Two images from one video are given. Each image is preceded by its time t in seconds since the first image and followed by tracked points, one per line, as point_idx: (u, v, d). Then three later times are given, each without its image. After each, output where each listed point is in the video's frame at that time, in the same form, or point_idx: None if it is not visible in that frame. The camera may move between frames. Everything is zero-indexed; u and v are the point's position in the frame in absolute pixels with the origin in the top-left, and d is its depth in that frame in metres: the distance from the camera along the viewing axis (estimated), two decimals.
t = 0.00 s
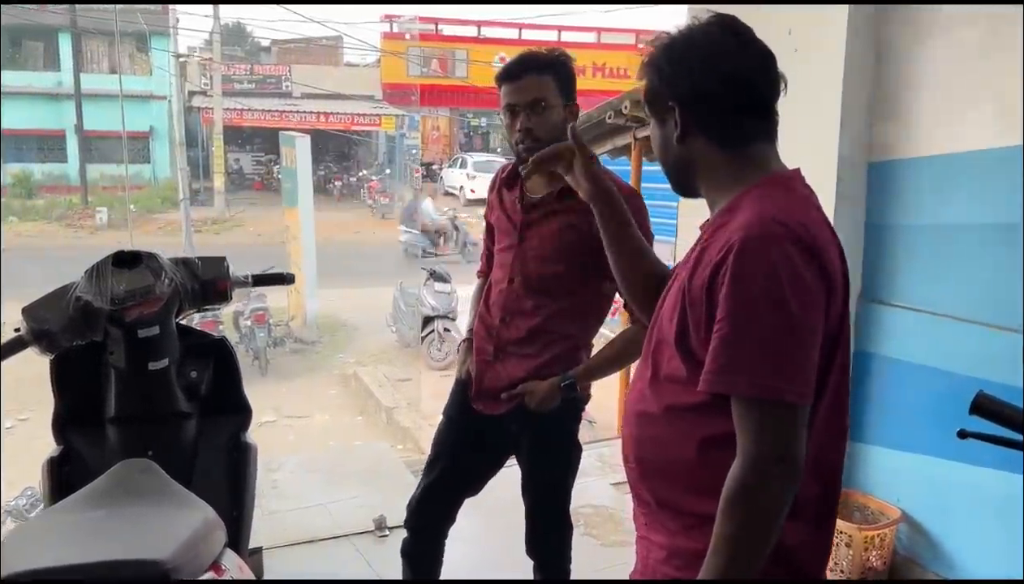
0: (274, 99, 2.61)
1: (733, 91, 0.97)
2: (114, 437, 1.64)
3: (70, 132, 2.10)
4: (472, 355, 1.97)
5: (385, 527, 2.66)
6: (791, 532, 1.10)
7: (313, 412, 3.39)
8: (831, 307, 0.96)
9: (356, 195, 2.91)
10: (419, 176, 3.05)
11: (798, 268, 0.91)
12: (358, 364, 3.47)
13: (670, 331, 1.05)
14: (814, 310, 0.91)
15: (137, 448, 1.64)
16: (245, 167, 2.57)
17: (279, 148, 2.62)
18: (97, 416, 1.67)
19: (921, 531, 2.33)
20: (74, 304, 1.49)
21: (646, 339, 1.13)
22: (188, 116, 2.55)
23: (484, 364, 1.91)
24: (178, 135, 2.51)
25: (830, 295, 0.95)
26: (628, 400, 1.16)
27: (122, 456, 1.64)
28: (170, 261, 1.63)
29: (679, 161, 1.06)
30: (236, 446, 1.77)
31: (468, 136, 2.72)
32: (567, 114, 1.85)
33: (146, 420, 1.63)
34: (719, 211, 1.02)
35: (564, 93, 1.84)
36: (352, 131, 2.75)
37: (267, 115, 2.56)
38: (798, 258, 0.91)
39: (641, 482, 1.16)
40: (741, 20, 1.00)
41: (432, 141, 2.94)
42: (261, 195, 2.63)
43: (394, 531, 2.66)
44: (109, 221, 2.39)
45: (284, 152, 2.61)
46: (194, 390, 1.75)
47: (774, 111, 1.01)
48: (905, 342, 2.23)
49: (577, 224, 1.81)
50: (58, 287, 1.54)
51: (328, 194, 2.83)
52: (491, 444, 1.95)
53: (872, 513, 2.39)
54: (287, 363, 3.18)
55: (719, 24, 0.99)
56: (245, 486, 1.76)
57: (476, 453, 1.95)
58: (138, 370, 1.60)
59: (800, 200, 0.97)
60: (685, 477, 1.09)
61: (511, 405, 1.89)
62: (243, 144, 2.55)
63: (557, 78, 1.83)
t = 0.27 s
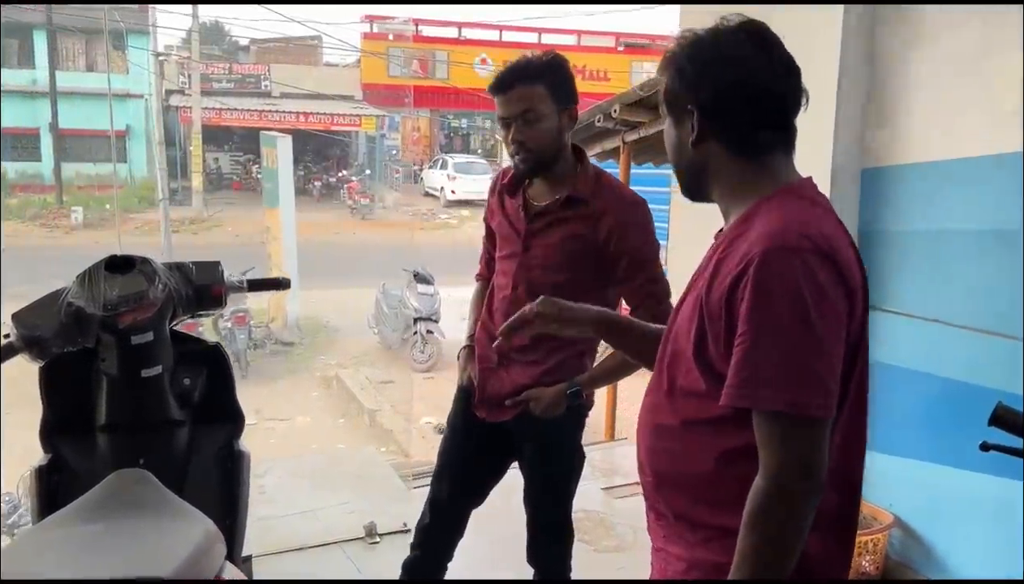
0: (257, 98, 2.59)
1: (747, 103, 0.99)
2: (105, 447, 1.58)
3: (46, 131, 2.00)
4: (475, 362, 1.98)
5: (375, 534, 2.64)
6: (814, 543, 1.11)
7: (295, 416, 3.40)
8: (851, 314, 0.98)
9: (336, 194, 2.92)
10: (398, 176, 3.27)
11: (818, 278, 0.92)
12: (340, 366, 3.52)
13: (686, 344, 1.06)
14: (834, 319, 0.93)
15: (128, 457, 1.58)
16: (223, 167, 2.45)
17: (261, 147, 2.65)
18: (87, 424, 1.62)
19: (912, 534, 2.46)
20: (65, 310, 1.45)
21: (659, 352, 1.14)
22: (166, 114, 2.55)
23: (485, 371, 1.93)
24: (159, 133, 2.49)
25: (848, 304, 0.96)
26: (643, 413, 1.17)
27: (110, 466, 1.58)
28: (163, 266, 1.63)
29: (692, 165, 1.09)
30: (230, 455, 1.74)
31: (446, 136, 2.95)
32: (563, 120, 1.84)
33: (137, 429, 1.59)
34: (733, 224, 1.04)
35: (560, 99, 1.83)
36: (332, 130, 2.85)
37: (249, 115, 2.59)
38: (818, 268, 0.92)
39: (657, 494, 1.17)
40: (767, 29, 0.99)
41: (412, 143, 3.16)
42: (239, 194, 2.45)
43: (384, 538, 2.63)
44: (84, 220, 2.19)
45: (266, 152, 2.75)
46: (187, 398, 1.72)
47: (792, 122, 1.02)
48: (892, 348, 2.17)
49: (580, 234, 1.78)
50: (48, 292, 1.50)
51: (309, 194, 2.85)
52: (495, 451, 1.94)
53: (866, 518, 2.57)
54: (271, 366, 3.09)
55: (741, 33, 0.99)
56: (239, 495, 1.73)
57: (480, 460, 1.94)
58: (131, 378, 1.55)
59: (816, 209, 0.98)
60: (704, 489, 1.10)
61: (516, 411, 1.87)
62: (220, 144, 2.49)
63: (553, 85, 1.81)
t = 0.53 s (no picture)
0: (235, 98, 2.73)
1: (780, 114, 1.00)
2: (101, 458, 1.56)
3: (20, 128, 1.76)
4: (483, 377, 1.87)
5: (370, 544, 2.58)
6: (847, 562, 1.11)
7: (272, 421, 3.26)
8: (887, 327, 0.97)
9: (314, 197, 3.03)
10: (378, 178, 3.34)
11: (854, 291, 0.91)
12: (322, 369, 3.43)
13: (716, 360, 1.06)
14: (872, 333, 0.92)
15: (124, 470, 1.55)
16: (201, 166, 2.61)
17: (240, 149, 2.75)
18: (83, 437, 1.60)
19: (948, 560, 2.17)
20: (64, 320, 1.43)
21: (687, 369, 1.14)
22: (143, 114, 2.49)
23: (498, 386, 1.83)
24: (137, 131, 2.44)
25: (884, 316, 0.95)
26: (672, 431, 1.17)
27: (109, 478, 1.56)
28: (164, 273, 1.58)
29: (719, 178, 1.09)
30: (230, 466, 1.69)
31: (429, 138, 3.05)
32: (563, 129, 1.79)
33: (135, 440, 1.55)
34: (762, 239, 1.03)
35: (558, 107, 1.78)
36: (312, 131, 2.83)
37: (225, 115, 2.66)
38: (853, 281, 0.92)
39: (689, 514, 1.16)
40: (794, 41, 1.01)
41: (391, 142, 3.24)
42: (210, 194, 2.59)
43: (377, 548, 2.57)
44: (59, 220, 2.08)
45: (247, 153, 2.74)
46: (187, 409, 1.70)
47: (820, 131, 1.04)
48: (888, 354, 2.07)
49: (595, 243, 1.75)
50: (46, 301, 1.48)
51: (287, 195, 2.98)
52: (513, 468, 1.85)
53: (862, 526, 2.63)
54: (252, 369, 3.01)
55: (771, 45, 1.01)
56: (236, 511, 1.68)
57: (496, 478, 1.84)
58: (130, 389, 1.52)
59: (849, 222, 0.98)
60: (736, 507, 1.09)
61: (531, 426, 1.79)
62: (198, 144, 2.58)
63: (550, 94, 1.76)
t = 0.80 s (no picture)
0: (212, 98, 2.74)
1: (808, 113, 1.04)
2: (98, 463, 1.53)
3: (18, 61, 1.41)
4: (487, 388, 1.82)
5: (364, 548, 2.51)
6: (876, 567, 1.11)
7: (259, 421, 3.27)
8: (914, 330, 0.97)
9: (295, 197, 3.04)
10: (359, 178, 3.30)
11: (883, 292, 0.92)
12: (303, 373, 3.55)
13: (741, 364, 1.06)
14: (900, 333, 0.92)
15: (123, 476, 1.53)
16: (179, 167, 2.61)
17: (222, 149, 2.77)
18: (80, 440, 1.56)
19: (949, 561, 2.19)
20: (62, 321, 1.40)
21: (709, 375, 1.14)
22: (122, 113, 2.56)
23: (506, 398, 1.78)
24: (117, 131, 2.52)
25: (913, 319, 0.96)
26: (693, 437, 1.17)
27: (106, 483, 1.53)
28: (164, 274, 1.56)
29: (743, 180, 1.12)
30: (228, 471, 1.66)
31: (409, 139, 3.06)
32: (562, 130, 1.77)
33: (133, 445, 1.52)
34: (786, 244, 1.04)
35: (558, 108, 1.76)
36: (291, 131, 2.85)
37: (206, 115, 2.70)
38: (883, 282, 0.92)
39: (711, 521, 1.15)
40: (818, 42, 1.05)
41: (371, 144, 3.22)
42: (193, 194, 2.73)
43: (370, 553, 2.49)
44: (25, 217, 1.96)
45: (230, 153, 2.75)
46: (186, 413, 1.66)
47: (846, 135, 1.07)
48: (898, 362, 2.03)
49: (601, 245, 1.75)
50: (45, 302, 1.46)
51: (268, 197, 3.00)
52: (515, 470, 1.82)
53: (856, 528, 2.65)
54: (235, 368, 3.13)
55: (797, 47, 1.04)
56: (235, 513, 1.67)
57: (497, 485, 1.82)
58: (129, 393, 1.49)
59: (875, 225, 0.98)
60: (759, 514, 1.09)
61: (546, 433, 1.77)
62: (176, 144, 2.62)
63: (550, 95, 1.74)
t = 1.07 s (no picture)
0: (194, 97, 2.72)
1: (816, 113, 1.11)
2: (93, 467, 1.53)
3: None
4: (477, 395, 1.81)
5: (356, 553, 2.62)
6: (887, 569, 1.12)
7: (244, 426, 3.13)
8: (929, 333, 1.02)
9: (276, 197, 2.99)
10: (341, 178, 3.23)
11: (900, 295, 0.97)
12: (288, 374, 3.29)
13: (757, 366, 1.12)
14: (917, 335, 0.97)
15: (118, 480, 1.53)
16: (159, 167, 2.59)
17: (203, 150, 2.73)
18: (73, 443, 1.54)
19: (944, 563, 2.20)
20: (60, 322, 1.43)
21: (722, 378, 1.20)
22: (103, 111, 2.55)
23: (496, 405, 1.78)
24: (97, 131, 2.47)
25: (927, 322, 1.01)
26: (707, 439, 1.22)
27: (101, 487, 1.53)
28: (162, 275, 1.57)
29: (753, 180, 1.19)
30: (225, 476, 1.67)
31: (389, 138, 3.22)
32: (561, 128, 1.78)
33: (128, 447, 1.53)
34: (799, 251, 1.10)
35: (557, 107, 1.77)
36: (273, 131, 2.80)
37: (188, 114, 2.71)
38: (900, 286, 0.97)
39: (725, 521, 1.20)
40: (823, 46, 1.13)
41: (354, 143, 3.19)
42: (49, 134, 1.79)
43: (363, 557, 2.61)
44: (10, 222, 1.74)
45: (211, 153, 2.73)
46: (183, 415, 1.66)
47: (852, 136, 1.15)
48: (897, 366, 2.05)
49: (592, 247, 1.75)
50: (44, 303, 1.48)
51: (250, 197, 2.94)
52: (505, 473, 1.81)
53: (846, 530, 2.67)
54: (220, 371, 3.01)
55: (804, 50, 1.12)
56: (233, 512, 1.68)
57: (486, 494, 1.81)
58: (127, 395, 1.51)
59: (889, 228, 1.03)
60: (773, 513, 1.14)
61: (537, 442, 1.77)
62: (155, 144, 2.61)
63: (550, 93, 1.75)
